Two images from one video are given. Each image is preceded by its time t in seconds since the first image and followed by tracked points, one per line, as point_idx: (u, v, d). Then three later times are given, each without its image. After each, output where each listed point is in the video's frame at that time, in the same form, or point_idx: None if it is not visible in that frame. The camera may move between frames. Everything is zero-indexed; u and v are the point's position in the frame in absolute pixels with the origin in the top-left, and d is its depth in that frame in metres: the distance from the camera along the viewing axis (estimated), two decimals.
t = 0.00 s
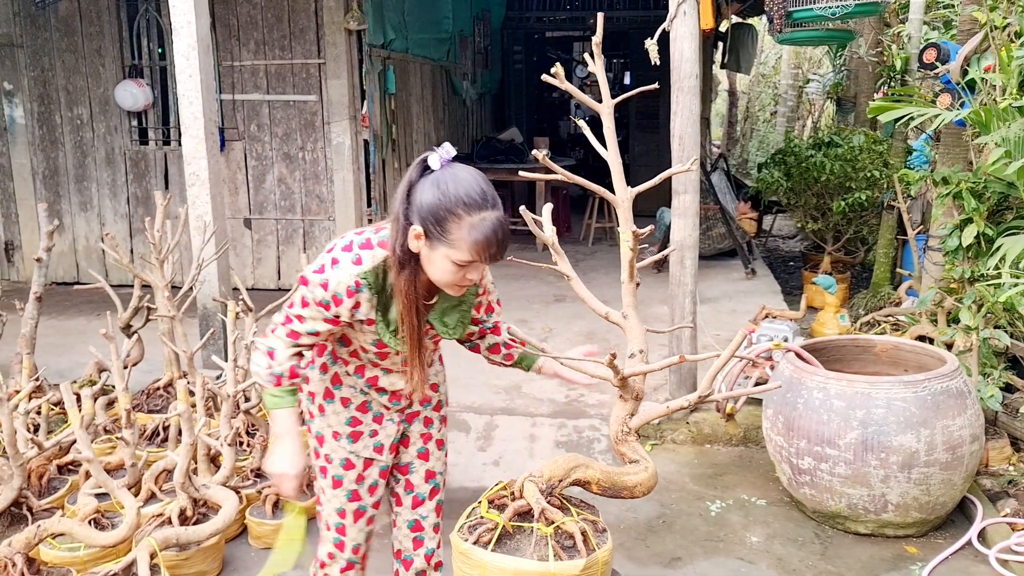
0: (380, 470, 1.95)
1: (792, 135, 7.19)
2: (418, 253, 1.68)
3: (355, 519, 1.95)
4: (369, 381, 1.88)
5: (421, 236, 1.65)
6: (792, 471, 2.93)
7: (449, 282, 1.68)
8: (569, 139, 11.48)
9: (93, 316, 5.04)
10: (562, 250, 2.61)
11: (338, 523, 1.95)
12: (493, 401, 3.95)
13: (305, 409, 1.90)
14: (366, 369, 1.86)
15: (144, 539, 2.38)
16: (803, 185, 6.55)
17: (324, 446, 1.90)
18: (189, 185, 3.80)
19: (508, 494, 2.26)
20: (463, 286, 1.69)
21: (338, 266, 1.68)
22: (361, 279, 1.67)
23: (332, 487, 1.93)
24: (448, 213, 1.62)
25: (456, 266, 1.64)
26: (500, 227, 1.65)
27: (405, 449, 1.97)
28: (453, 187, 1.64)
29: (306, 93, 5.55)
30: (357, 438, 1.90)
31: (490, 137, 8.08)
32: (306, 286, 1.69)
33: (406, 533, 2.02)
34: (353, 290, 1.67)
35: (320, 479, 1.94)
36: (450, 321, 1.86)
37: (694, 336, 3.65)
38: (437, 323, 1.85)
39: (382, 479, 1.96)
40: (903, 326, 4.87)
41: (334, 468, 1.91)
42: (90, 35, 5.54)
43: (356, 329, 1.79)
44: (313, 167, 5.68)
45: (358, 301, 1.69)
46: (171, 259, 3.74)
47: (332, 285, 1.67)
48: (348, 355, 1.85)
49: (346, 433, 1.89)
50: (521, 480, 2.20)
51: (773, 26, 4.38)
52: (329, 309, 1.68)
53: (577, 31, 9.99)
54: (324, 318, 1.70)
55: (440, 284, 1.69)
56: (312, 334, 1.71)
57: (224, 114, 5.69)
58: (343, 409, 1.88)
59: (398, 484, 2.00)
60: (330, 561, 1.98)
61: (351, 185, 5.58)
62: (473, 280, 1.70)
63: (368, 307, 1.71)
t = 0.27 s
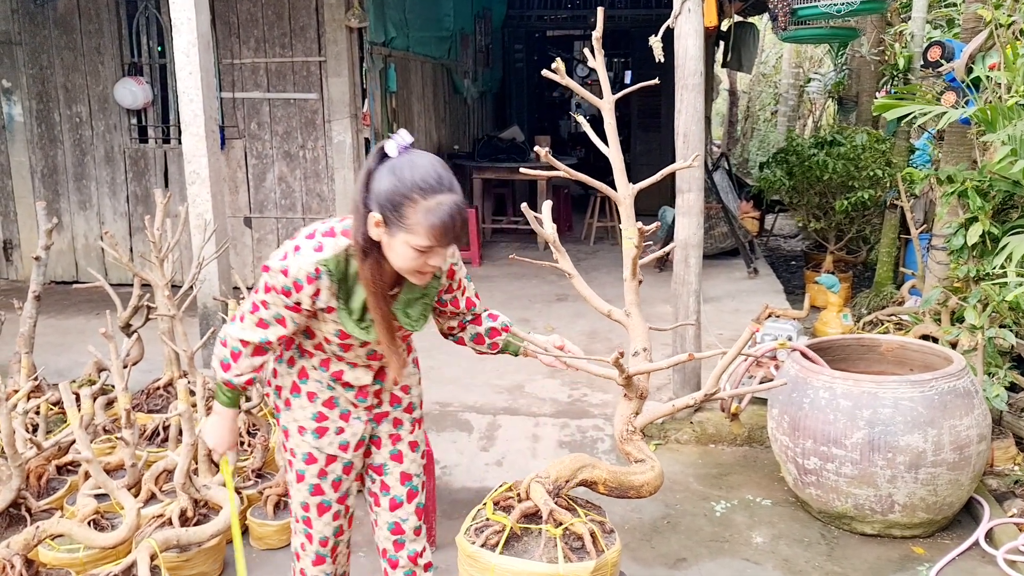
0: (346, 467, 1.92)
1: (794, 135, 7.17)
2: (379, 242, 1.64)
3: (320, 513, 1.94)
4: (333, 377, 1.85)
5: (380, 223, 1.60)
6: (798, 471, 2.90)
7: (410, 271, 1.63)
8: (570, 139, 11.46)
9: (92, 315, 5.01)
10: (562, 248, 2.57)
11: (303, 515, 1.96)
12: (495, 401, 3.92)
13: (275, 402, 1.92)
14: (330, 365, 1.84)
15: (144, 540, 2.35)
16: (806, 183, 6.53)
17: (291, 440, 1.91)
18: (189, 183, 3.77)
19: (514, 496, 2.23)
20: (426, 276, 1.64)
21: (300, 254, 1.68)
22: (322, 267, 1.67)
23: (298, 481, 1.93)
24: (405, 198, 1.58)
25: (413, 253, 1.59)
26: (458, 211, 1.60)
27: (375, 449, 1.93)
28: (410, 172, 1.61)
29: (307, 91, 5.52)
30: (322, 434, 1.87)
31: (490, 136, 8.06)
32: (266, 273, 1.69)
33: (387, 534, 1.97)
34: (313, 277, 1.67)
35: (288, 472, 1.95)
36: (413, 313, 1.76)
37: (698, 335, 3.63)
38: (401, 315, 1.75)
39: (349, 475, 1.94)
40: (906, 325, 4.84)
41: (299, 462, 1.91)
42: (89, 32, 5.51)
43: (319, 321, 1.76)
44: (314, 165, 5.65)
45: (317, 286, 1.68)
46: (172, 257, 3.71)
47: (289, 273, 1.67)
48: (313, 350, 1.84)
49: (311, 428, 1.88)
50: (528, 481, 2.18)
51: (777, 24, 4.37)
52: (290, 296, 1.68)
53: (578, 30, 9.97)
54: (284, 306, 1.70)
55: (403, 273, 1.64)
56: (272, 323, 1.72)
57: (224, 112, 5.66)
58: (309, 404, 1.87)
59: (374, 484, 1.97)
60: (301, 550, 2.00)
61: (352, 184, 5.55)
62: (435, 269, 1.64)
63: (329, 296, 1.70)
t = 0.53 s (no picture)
0: (331, 469, 1.84)
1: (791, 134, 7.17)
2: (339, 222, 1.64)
3: (307, 516, 1.85)
4: (311, 372, 1.79)
5: (337, 201, 1.61)
6: (802, 470, 2.89)
7: (371, 248, 1.62)
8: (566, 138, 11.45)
9: (87, 315, 4.97)
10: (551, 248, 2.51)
11: (290, 519, 1.85)
12: (496, 401, 3.90)
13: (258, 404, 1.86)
14: (306, 359, 1.78)
15: (143, 544, 2.32)
16: (804, 182, 6.52)
17: (273, 442, 1.83)
18: (186, 181, 3.74)
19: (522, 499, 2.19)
20: (388, 253, 1.63)
21: (262, 238, 1.68)
22: (282, 249, 1.67)
23: (282, 484, 1.84)
24: (357, 173, 1.59)
25: (372, 227, 1.59)
26: (412, 182, 1.60)
27: (359, 448, 1.86)
28: (361, 147, 1.61)
29: (303, 89, 5.49)
30: (303, 433, 1.80)
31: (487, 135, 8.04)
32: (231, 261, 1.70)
33: (381, 539, 1.90)
34: (273, 259, 1.67)
35: (273, 475, 1.86)
36: (379, 298, 1.72)
37: (699, 334, 3.61)
38: (366, 299, 1.71)
39: (335, 477, 1.86)
40: (906, 324, 4.82)
41: (282, 463, 1.82)
42: (82, 30, 5.46)
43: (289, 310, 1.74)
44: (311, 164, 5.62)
45: (278, 269, 1.67)
46: (169, 257, 3.68)
47: (252, 257, 1.67)
48: (289, 346, 1.79)
49: (293, 427, 1.80)
50: (538, 483, 2.15)
51: (778, 23, 4.38)
52: (255, 281, 1.68)
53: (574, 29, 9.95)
54: (250, 291, 1.69)
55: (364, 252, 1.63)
56: (241, 311, 1.71)
57: (220, 110, 5.63)
58: (290, 402, 1.80)
59: (364, 488, 1.89)
60: (288, 557, 1.89)
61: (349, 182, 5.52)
62: (397, 245, 1.63)
63: (291, 278, 1.68)
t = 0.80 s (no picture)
0: (325, 466, 1.78)
1: (780, 133, 7.20)
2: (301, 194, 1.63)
3: (302, 516, 1.77)
4: (300, 367, 1.74)
5: (296, 172, 1.60)
6: (799, 467, 2.89)
7: (336, 216, 1.61)
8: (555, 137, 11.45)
9: (74, 315, 4.91)
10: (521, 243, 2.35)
11: (284, 522, 1.77)
12: (489, 399, 3.88)
13: (247, 410, 1.80)
14: (293, 354, 1.74)
15: (137, 545, 2.28)
16: (794, 181, 6.54)
17: (265, 445, 1.76)
18: (177, 180, 3.70)
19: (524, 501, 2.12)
20: (353, 220, 1.61)
21: (228, 224, 1.67)
22: (249, 230, 1.65)
23: (276, 487, 1.76)
24: (313, 140, 1.59)
25: (334, 193, 1.58)
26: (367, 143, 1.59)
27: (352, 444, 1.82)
28: (312, 114, 1.60)
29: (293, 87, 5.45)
30: (297, 431, 1.74)
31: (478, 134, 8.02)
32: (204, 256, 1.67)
33: (378, 539, 1.85)
34: (241, 242, 1.65)
35: (264, 480, 1.78)
36: (353, 274, 1.71)
37: (694, 331, 3.61)
38: (340, 276, 1.71)
39: (330, 475, 1.79)
40: (897, 322, 4.72)
41: (275, 465, 1.75)
42: (68, 27, 5.40)
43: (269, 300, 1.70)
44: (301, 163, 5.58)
45: (249, 253, 1.66)
46: (160, 255, 3.64)
47: (222, 245, 1.65)
48: (275, 342, 1.75)
49: (286, 426, 1.74)
50: (543, 482, 2.10)
51: (769, 21, 4.40)
52: (229, 270, 1.66)
53: (563, 27, 9.95)
54: (225, 282, 1.67)
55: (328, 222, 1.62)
56: (222, 307, 1.69)
57: (209, 108, 5.58)
58: (280, 401, 1.74)
59: (359, 491, 1.84)
60: (285, 563, 1.81)
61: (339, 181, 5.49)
62: (362, 211, 1.62)
63: (262, 261, 1.67)
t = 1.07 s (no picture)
0: (317, 454, 1.76)
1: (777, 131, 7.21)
2: (281, 164, 1.63)
3: (296, 504, 1.75)
4: (288, 351, 1.73)
5: (279, 143, 1.60)
6: (801, 464, 2.89)
7: (321, 181, 1.62)
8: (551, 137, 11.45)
9: (71, 314, 4.89)
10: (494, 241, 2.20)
11: (279, 512, 1.75)
12: (490, 398, 3.88)
13: (235, 405, 1.79)
14: (281, 338, 1.72)
15: (139, 543, 2.27)
16: (791, 180, 6.54)
17: (255, 437, 1.74)
18: (176, 178, 3.68)
19: (532, 502, 2.07)
20: (338, 183, 1.64)
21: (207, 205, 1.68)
22: (226, 205, 1.66)
23: (268, 478, 1.74)
24: (292, 107, 1.60)
25: (321, 158, 1.60)
26: (348, 105, 1.63)
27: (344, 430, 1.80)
28: (288, 82, 1.62)
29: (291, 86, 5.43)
30: (287, 420, 1.72)
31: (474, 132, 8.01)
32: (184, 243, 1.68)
33: (385, 527, 1.79)
34: (221, 218, 1.65)
35: (253, 474, 1.77)
36: (332, 245, 1.71)
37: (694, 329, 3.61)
38: (315, 244, 1.70)
39: (322, 462, 1.77)
40: (894, 320, 4.65)
41: (266, 455, 1.73)
42: (64, 25, 5.37)
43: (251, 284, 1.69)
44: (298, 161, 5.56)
45: (229, 229, 1.66)
46: (159, 254, 3.63)
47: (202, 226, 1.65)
48: (260, 329, 1.74)
49: (274, 416, 1.72)
50: (551, 478, 2.07)
51: (768, 19, 4.43)
52: (211, 251, 1.65)
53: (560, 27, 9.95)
54: (207, 265, 1.67)
55: (313, 188, 1.64)
56: (205, 293, 1.68)
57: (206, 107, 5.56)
58: (267, 392, 1.73)
59: (362, 476, 1.80)
60: (280, 554, 1.78)
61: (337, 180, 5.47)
62: (345, 174, 1.65)
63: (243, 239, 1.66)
